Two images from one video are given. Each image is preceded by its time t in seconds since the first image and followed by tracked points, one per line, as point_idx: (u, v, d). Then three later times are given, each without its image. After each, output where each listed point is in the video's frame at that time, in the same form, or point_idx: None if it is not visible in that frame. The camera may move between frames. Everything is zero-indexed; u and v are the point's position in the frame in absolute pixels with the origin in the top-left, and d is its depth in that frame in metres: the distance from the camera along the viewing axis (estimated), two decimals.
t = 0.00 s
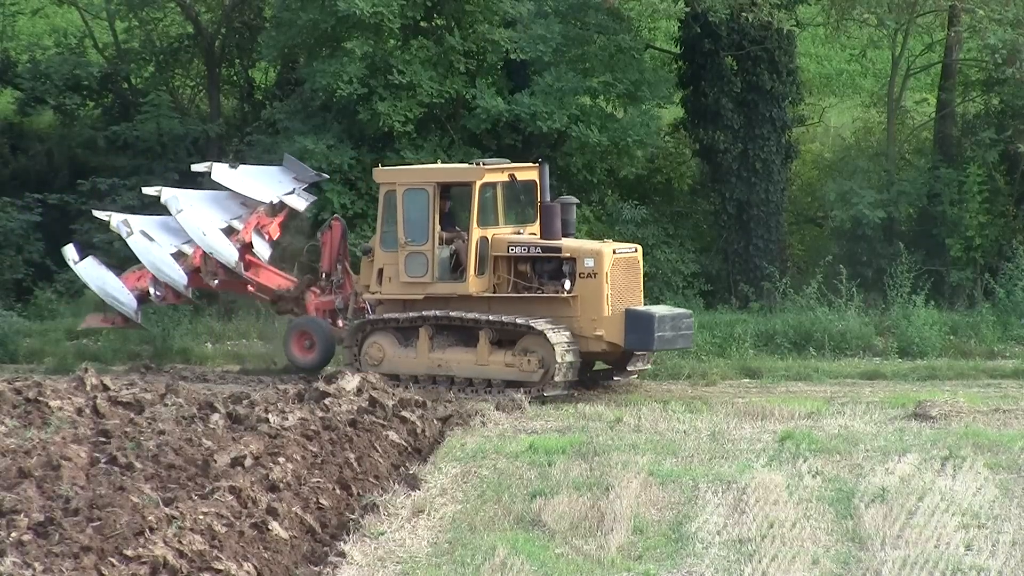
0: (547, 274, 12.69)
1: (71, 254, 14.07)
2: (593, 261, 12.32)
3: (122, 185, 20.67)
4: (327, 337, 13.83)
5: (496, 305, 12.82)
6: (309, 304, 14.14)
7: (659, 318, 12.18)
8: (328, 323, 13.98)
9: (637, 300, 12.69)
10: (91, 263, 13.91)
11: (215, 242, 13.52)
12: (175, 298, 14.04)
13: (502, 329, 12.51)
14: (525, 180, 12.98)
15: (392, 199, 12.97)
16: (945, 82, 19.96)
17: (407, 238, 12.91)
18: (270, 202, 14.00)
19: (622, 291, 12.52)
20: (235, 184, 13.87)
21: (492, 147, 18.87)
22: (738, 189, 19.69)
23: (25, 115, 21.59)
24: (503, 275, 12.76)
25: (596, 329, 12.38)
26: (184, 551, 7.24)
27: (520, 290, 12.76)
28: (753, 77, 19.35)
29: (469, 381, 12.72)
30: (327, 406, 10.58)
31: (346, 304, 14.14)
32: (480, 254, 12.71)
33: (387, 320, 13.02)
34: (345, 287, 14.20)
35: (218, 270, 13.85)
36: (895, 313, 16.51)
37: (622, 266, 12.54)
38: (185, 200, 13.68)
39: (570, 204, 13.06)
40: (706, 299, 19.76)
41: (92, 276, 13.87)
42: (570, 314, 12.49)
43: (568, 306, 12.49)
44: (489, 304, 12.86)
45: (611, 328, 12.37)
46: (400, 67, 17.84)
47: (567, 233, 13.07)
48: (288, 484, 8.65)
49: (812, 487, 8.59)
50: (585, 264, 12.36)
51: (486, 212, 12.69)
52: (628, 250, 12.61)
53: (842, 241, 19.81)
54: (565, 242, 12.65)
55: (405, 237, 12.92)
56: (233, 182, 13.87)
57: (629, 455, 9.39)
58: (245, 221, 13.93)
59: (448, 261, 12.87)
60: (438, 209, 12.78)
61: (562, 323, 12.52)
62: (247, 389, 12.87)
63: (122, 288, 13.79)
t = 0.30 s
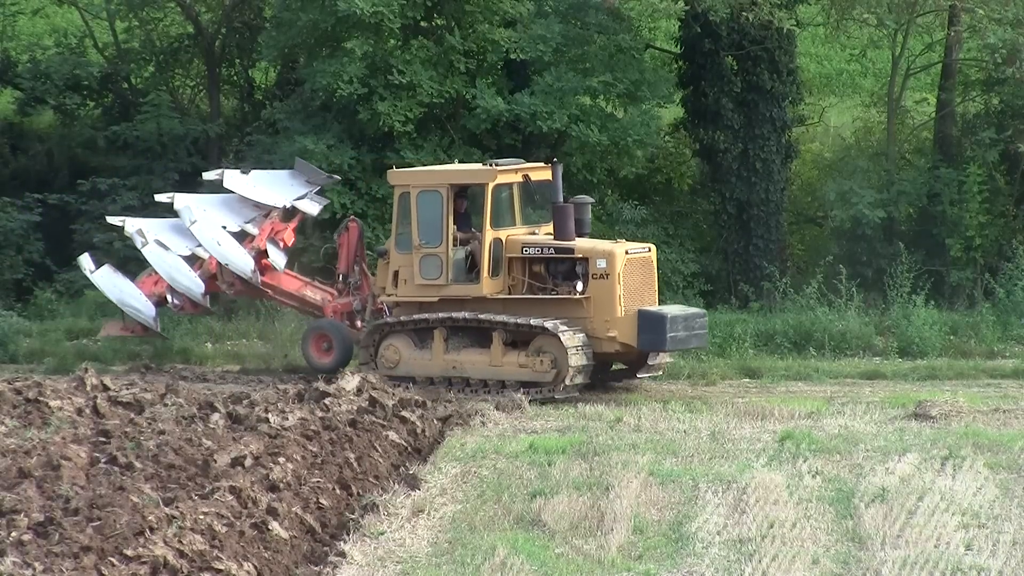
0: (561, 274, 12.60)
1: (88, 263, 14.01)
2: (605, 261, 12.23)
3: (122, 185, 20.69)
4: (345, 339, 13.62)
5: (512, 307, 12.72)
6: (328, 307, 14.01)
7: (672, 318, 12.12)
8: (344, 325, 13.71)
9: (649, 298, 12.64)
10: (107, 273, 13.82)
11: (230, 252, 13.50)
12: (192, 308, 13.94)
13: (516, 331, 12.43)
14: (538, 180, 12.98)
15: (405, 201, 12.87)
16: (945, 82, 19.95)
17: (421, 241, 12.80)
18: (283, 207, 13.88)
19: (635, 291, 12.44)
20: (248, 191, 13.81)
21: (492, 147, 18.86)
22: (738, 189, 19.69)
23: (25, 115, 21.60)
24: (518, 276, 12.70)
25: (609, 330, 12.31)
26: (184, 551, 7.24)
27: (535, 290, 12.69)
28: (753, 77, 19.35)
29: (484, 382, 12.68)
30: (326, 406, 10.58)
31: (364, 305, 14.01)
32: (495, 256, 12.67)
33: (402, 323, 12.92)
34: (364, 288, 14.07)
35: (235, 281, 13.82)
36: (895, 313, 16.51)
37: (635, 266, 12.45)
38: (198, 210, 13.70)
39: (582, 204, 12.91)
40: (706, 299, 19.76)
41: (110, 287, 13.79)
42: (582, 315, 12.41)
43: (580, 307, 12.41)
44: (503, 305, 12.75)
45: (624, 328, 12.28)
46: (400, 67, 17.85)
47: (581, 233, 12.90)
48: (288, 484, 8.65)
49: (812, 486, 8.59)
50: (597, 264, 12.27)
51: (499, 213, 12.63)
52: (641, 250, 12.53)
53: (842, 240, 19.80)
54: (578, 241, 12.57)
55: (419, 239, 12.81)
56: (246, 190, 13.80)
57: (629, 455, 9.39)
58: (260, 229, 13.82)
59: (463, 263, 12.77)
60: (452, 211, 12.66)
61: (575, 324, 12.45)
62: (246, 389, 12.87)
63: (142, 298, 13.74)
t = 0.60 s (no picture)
0: (571, 277, 12.47)
1: (111, 265, 14.09)
2: (612, 266, 12.10)
3: (122, 185, 20.72)
4: (361, 340, 13.57)
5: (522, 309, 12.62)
6: (345, 307, 13.91)
7: (677, 324, 12.01)
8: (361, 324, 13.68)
9: (660, 303, 12.49)
10: (129, 275, 13.94)
11: (242, 262, 13.54)
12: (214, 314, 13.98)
13: (523, 331, 12.35)
14: (551, 182, 12.93)
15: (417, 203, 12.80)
16: (945, 81, 19.94)
17: (433, 242, 12.71)
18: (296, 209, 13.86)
19: (644, 296, 12.30)
20: (261, 195, 13.76)
21: (492, 147, 18.86)
22: (738, 189, 19.69)
23: (24, 115, 21.60)
24: (530, 278, 12.63)
25: (615, 335, 12.19)
26: (184, 551, 7.24)
27: (546, 294, 12.59)
28: (753, 77, 19.35)
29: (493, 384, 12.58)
30: (326, 406, 10.59)
31: (382, 305, 13.87)
32: (506, 257, 12.59)
33: (414, 324, 12.85)
34: (382, 287, 13.93)
35: (252, 289, 13.90)
36: (895, 313, 16.50)
37: (644, 270, 12.31)
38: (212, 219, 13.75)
39: (596, 204, 12.77)
40: (706, 298, 19.78)
41: (136, 293, 13.94)
42: (590, 319, 12.31)
43: (588, 311, 12.31)
44: (514, 308, 12.60)
45: (630, 333, 12.17)
46: (400, 67, 17.85)
47: (596, 234, 12.81)
48: (288, 484, 8.64)
49: (812, 487, 8.59)
50: (604, 269, 12.15)
51: (510, 216, 12.56)
52: (649, 254, 12.38)
53: (842, 240, 19.80)
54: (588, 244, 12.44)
55: (431, 241, 12.73)
56: (258, 194, 13.75)
57: (629, 455, 9.39)
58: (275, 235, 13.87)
59: (477, 265, 12.65)
60: (464, 214, 12.57)
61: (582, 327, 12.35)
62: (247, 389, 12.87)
63: (166, 300, 13.88)
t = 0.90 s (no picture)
0: (573, 284, 12.34)
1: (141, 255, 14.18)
2: (608, 275, 11.98)
3: (122, 185, 20.73)
4: (374, 340, 13.52)
5: (528, 313, 12.51)
6: (363, 302, 13.81)
7: (669, 336, 11.89)
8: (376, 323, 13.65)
9: (660, 313, 12.34)
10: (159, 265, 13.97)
11: (258, 262, 13.47)
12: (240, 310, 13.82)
13: (522, 335, 12.28)
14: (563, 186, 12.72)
15: (428, 203, 12.70)
16: (945, 81, 19.94)
17: (443, 244, 12.66)
18: (315, 205, 14.00)
19: (641, 305, 12.16)
20: (280, 192, 13.89)
21: (492, 147, 18.86)
22: (738, 189, 19.69)
23: (24, 115, 21.59)
24: (536, 283, 12.50)
25: (610, 344, 12.08)
26: (184, 551, 7.24)
27: (552, 299, 12.46)
28: (753, 77, 19.35)
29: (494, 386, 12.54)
30: (326, 406, 10.59)
31: (400, 302, 13.82)
32: (511, 261, 12.48)
33: (421, 324, 12.81)
34: (401, 284, 13.88)
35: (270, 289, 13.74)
36: (895, 313, 16.50)
37: (642, 280, 12.16)
38: (230, 216, 13.89)
39: (608, 210, 12.66)
40: (706, 298, 19.81)
41: (167, 289, 13.88)
42: (587, 326, 12.21)
43: (585, 319, 12.20)
44: (519, 310, 12.54)
45: (625, 343, 12.06)
46: (400, 67, 17.85)
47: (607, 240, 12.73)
48: (288, 484, 8.65)
49: (812, 486, 8.59)
50: (601, 277, 12.04)
51: (517, 220, 12.44)
52: (650, 264, 12.23)
53: (842, 240, 19.80)
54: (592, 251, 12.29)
55: (442, 242, 12.67)
56: (277, 191, 13.88)
57: (629, 455, 9.39)
58: (294, 231, 13.91)
59: (485, 269, 12.55)
60: (473, 217, 12.48)
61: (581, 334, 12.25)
62: (247, 389, 12.87)
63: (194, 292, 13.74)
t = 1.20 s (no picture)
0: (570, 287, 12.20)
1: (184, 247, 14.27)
2: (597, 279, 11.83)
3: (122, 185, 20.74)
4: (388, 337, 13.49)
5: (530, 315, 12.39)
6: (384, 300, 13.82)
7: (651, 342, 11.73)
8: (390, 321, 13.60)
9: (654, 319, 12.15)
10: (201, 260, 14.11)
11: (279, 265, 13.65)
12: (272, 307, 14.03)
13: (516, 338, 12.16)
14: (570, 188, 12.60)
15: (438, 202, 12.74)
16: (945, 81, 19.94)
17: (450, 244, 12.67)
18: (340, 204, 14.06)
19: (632, 311, 11.98)
20: (306, 191, 13.95)
21: (492, 147, 18.86)
22: (738, 189, 19.68)
23: (24, 115, 21.58)
24: (539, 285, 12.40)
25: (597, 348, 11.95)
26: (184, 551, 7.24)
27: (552, 302, 12.35)
28: (754, 77, 19.35)
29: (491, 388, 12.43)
30: (327, 406, 10.60)
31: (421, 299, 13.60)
32: (514, 263, 12.42)
33: (427, 324, 12.83)
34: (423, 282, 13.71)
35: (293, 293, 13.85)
36: (895, 313, 16.50)
37: (634, 285, 11.98)
38: (263, 214, 13.89)
39: (615, 214, 12.61)
40: (706, 298, 19.82)
41: (205, 285, 14.17)
42: (578, 330, 12.09)
43: (576, 323, 12.09)
44: (522, 312, 12.46)
45: (611, 348, 11.91)
46: (400, 67, 17.86)
47: (612, 244, 12.65)
48: (288, 484, 8.65)
49: (812, 486, 8.59)
50: (590, 281, 11.89)
51: (520, 221, 12.38)
52: (642, 269, 12.02)
53: (842, 240, 19.81)
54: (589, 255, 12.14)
55: (449, 241, 12.68)
56: (302, 191, 13.93)
57: (629, 455, 9.40)
58: (319, 228, 13.93)
59: (489, 270, 12.48)
60: (479, 218, 12.45)
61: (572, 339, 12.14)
62: (247, 389, 12.87)
63: (231, 290, 13.86)
